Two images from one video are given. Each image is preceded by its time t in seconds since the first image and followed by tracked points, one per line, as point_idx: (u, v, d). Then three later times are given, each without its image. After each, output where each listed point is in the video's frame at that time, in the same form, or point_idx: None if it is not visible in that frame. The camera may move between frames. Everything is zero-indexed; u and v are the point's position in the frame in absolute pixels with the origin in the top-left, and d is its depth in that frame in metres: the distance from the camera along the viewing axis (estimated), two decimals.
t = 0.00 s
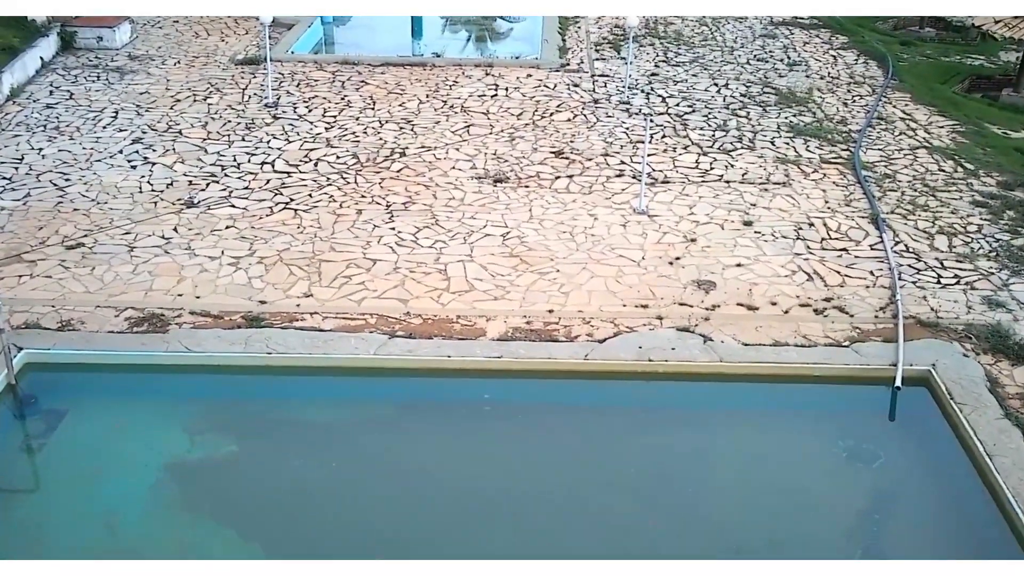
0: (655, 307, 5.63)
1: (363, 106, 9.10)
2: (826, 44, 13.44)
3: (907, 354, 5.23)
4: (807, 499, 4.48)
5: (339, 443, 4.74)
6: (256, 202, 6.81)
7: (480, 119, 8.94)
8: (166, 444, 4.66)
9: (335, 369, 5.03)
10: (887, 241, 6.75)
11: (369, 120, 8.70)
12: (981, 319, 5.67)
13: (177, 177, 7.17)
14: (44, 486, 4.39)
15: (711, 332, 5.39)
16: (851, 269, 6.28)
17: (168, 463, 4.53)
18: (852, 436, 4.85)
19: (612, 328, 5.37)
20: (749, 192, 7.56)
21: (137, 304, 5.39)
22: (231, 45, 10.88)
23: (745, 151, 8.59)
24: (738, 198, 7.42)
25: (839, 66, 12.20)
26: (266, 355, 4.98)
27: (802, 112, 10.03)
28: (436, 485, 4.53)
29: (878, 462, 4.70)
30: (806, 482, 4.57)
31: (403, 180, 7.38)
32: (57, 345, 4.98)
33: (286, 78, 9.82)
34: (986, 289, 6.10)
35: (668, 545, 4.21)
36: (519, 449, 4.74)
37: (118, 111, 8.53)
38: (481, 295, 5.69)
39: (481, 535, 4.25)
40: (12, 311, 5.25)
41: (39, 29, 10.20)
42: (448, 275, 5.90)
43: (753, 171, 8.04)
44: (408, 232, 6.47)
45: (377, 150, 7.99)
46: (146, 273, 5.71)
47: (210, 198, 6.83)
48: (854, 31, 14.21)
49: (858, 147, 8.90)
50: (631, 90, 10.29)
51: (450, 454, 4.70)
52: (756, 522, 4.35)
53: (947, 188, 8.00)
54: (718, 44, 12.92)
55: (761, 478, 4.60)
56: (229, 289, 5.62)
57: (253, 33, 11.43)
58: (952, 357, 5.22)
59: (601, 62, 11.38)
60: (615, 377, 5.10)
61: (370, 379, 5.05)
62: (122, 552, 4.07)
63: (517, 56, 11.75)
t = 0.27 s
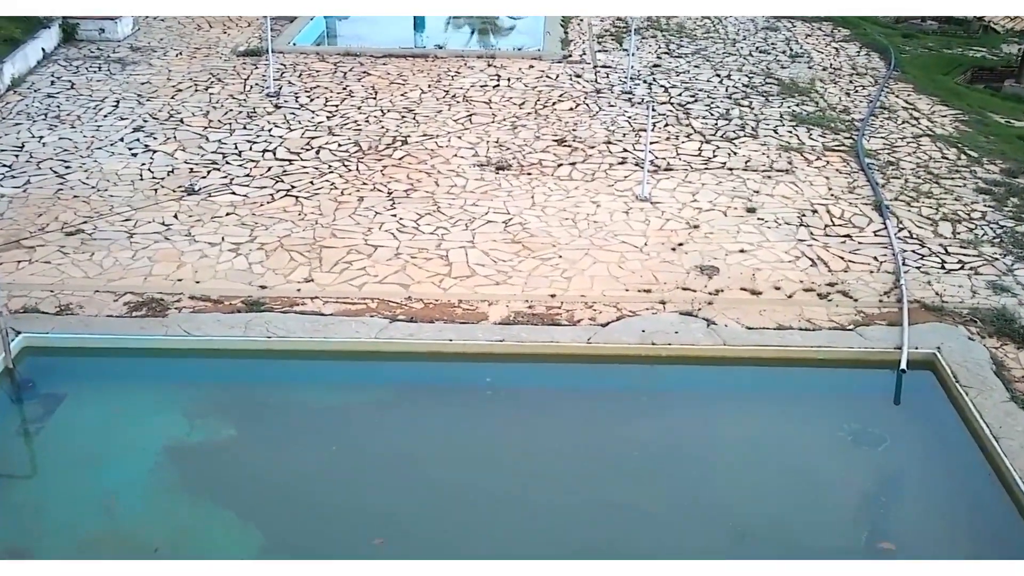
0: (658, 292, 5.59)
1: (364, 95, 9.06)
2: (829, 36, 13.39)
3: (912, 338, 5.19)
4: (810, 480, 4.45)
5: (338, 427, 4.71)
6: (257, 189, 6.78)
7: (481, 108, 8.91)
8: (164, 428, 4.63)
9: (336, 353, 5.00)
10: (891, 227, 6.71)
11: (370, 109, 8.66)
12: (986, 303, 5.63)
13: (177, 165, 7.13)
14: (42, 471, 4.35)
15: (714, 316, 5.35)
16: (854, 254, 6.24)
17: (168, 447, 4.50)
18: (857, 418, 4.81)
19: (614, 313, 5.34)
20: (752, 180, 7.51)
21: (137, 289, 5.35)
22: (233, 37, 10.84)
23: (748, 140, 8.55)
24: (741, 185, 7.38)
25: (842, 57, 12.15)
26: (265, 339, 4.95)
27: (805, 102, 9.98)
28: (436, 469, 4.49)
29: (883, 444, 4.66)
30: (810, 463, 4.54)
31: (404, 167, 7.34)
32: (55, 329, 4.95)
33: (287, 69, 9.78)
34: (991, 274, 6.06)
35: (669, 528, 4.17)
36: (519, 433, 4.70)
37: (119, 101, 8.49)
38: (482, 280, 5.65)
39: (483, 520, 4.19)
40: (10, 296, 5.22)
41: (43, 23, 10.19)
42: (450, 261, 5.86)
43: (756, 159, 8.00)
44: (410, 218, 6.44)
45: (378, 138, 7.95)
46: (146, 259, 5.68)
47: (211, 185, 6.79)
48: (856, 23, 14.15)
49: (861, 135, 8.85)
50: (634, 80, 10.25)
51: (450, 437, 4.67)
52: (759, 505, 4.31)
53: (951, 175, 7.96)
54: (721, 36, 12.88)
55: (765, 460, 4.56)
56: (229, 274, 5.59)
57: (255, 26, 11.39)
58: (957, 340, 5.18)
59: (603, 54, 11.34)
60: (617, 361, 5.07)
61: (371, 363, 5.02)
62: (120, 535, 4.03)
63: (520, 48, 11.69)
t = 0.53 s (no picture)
0: (661, 287, 5.56)
1: (366, 97, 9.06)
2: (830, 39, 13.40)
3: (916, 331, 5.15)
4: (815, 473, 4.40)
5: (338, 421, 4.66)
6: (258, 187, 6.76)
7: (483, 109, 8.90)
8: (163, 421, 4.59)
9: (336, 347, 4.97)
10: (894, 223, 6.68)
11: (372, 110, 8.65)
12: (990, 298, 5.59)
13: (178, 163, 7.12)
14: (38, 465, 4.30)
15: (717, 310, 5.32)
16: (858, 250, 6.21)
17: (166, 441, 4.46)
18: (862, 411, 4.76)
19: (617, 307, 5.30)
20: (754, 178, 7.49)
21: (135, 284, 5.32)
22: (235, 40, 10.85)
23: (751, 139, 8.53)
24: (744, 183, 7.36)
25: (844, 60, 12.15)
26: (264, 333, 4.92)
27: (807, 103, 9.97)
28: (437, 464, 4.43)
29: (888, 437, 4.62)
30: (814, 456, 4.49)
31: (406, 166, 7.32)
32: (53, 323, 4.93)
33: (289, 70, 9.78)
34: (995, 269, 6.02)
35: (670, 521, 4.11)
36: (520, 427, 4.65)
37: (120, 101, 8.49)
38: (484, 275, 5.62)
39: (485, 514, 4.14)
40: (8, 291, 5.19)
41: (46, 25, 10.20)
42: (452, 256, 5.83)
43: (758, 158, 7.98)
44: (411, 215, 6.41)
45: (379, 138, 7.94)
46: (145, 254, 5.66)
47: (211, 183, 6.77)
48: (858, 26, 14.16)
49: (863, 135, 8.83)
50: (636, 82, 10.24)
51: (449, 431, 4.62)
52: (763, 498, 4.26)
53: (954, 174, 7.93)
54: (723, 39, 12.89)
55: (769, 454, 4.52)
56: (229, 269, 5.56)
57: (257, 29, 11.39)
58: (962, 334, 5.14)
59: (605, 57, 11.34)
60: (619, 356, 5.03)
61: (370, 357, 4.98)
62: (117, 529, 3.98)
63: (522, 51, 11.67)
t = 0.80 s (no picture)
0: (662, 324, 5.53)
1: (368, 138, 9.14)
2: (832, 84, 13.54)
3: (921, 367, 5.10)
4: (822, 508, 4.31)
5: (336, 456, 4.61)
6: (258, 226, 6.79)
7: (485, 150, 8.96)
8: (160, 457, 4.54)
9: (333, 383, 4.94)
10: (897, 262, 6.66)
11: (374, 151, 8.73)
12: (995, 334, 5.55)
13: (178, 203, 7.17)
14: (33, 502, 4.24)
15: (719, 347, 5.28)
16: (861, 288, 6.18)
17: (161, 476, 4.41)
18: (866, 446, 4.69)
19: (618, 343, 5.27)
20: (756, 217, 7.50)
21: (134, 321, 5.32)
22: (237, 84, 11.02)
23: (752, 180, 8.56)
24: (746, 222, 7.37)
25: (845, 104, 12.24)
26: (263, 369, 4.90)
27: (809, 145, 10.02)
28: (436, 498, 4.37)
29: (894, 472, 4.54)
30: (821, 492, 4.41)
31: (407, 206, 7.36)
32: (51, 359, 4.92)
33: (292, 114, 9.90)
34: (999, 307, 5.98)
35: (674, 558, 4.02)
36: (519, 462, 4.59)
37: (121, 143, 8.59)
38: (484, 312, 5.61)
39: (484, 546, 4.08)
40: (5, 328, 5.19)
41: (46, 67, 10.37)
42: (452, 293, 5.82)
43: (760, 198, 8.00)
44: (411, 253, 6.43)
45: (381, 179, 8.00)
46: (144, 292, 5.67)
47: (211, 222, 6.81)
48: (859, 71, 14.29)
49: (866, 176, 8.86)
50: (638, 125, 10.32)
51: (449, 467, 4.55)
52: (769, 533, 4.17)
53: (957, 214, 7.93)
54: (724, 84, 13.02)
55: (774, 489, 4.44)
56: (228, 306, 5.56)
57: (259, 74, 11.57)
58: (967, 370, 5.09)
59: (607, 100, 11.45)
60: (621, 392, 4.98)
61: (368, 392, 4.94)
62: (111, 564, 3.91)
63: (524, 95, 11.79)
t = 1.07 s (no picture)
0: (663, 389, 5.53)
1: (370, 208, 9.28)
2: (830, 155, 13.77)
3: (924, 432, 5.07)
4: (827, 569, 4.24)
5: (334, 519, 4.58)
6: (258, 292, 6.85)
7: (486, 219, 9.08)
8: (157, 521, 4.51)
9: (334, 447, 4.93)
10: (899, 328, 6.68)
11: (375, 220, 8.85)
12: (998, 400, 5.53)
13: (179, 270, 7.26)
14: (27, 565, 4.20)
15: (720, 411, 5.27)
16: (863, 354, 6.19)
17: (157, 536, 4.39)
18: (869, 510, 4.65)
19: (618, 408, 5.26)
20: (757, 284, 7.56)
21: (133, 386, 5.33)
22: (239, 155, 11.25)
23: (752, 248, 8.65)
24: (747, 289, 7.42)
25: (844, 175, 12.43)
26: (263, 433, 4.90)
27: (808, 214, 10.14)
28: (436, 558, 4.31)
29: (898, 536, 4.49)
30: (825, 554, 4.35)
31: (408, 273, 7.43)
32: (49, 424, 4.92)
33: (296, 184, 10.07)
34: (1002, 373, 5.98)
35: None
36: (519, 524, 4.54)
37: (123, 212, 8.73)
38: (485, 377, 5.62)
39: None
40: (3, 393, 5.21)
41: (49, 137, 10.62)
42: (453, 359, 5.84)
43: (761, 266, 8.07)
44: (412, 319, 6.47)
45: (382, 246, 8.09)
46: (143, 357, 5.70)
47: (211, 289, 6.88)
48: (857, 143, 14.54)
49: (866, 245, 8.95)
50: (638, 194, 10.47)
51: (448, 529, 4.51)
52: None
53: (958, 282, 7.97)
54: (722, 155, 13.25)
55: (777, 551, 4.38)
56: (227, 372, 5.57)
57: (261, 145, 11.81)
58: (970, 434, 5.06)
59: (607, 171, 11.63)
60: (622, 457, 4.97)
61: (368, 455, 4.93)
62: None
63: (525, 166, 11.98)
